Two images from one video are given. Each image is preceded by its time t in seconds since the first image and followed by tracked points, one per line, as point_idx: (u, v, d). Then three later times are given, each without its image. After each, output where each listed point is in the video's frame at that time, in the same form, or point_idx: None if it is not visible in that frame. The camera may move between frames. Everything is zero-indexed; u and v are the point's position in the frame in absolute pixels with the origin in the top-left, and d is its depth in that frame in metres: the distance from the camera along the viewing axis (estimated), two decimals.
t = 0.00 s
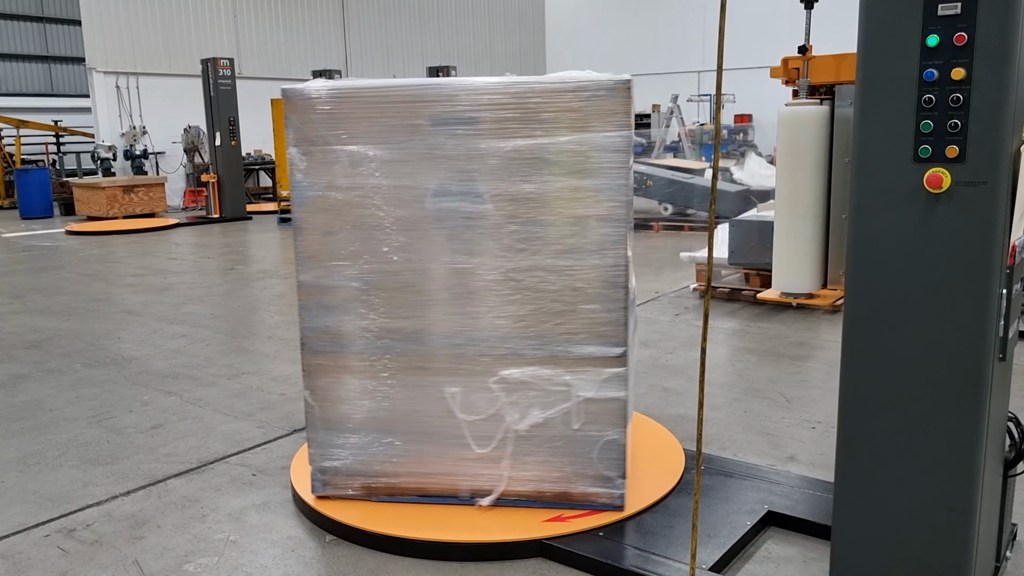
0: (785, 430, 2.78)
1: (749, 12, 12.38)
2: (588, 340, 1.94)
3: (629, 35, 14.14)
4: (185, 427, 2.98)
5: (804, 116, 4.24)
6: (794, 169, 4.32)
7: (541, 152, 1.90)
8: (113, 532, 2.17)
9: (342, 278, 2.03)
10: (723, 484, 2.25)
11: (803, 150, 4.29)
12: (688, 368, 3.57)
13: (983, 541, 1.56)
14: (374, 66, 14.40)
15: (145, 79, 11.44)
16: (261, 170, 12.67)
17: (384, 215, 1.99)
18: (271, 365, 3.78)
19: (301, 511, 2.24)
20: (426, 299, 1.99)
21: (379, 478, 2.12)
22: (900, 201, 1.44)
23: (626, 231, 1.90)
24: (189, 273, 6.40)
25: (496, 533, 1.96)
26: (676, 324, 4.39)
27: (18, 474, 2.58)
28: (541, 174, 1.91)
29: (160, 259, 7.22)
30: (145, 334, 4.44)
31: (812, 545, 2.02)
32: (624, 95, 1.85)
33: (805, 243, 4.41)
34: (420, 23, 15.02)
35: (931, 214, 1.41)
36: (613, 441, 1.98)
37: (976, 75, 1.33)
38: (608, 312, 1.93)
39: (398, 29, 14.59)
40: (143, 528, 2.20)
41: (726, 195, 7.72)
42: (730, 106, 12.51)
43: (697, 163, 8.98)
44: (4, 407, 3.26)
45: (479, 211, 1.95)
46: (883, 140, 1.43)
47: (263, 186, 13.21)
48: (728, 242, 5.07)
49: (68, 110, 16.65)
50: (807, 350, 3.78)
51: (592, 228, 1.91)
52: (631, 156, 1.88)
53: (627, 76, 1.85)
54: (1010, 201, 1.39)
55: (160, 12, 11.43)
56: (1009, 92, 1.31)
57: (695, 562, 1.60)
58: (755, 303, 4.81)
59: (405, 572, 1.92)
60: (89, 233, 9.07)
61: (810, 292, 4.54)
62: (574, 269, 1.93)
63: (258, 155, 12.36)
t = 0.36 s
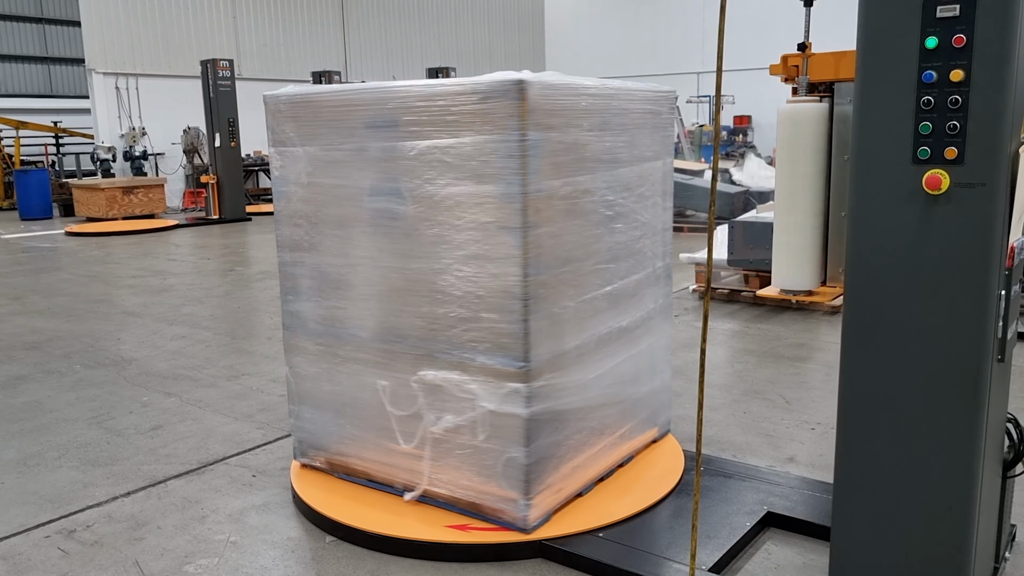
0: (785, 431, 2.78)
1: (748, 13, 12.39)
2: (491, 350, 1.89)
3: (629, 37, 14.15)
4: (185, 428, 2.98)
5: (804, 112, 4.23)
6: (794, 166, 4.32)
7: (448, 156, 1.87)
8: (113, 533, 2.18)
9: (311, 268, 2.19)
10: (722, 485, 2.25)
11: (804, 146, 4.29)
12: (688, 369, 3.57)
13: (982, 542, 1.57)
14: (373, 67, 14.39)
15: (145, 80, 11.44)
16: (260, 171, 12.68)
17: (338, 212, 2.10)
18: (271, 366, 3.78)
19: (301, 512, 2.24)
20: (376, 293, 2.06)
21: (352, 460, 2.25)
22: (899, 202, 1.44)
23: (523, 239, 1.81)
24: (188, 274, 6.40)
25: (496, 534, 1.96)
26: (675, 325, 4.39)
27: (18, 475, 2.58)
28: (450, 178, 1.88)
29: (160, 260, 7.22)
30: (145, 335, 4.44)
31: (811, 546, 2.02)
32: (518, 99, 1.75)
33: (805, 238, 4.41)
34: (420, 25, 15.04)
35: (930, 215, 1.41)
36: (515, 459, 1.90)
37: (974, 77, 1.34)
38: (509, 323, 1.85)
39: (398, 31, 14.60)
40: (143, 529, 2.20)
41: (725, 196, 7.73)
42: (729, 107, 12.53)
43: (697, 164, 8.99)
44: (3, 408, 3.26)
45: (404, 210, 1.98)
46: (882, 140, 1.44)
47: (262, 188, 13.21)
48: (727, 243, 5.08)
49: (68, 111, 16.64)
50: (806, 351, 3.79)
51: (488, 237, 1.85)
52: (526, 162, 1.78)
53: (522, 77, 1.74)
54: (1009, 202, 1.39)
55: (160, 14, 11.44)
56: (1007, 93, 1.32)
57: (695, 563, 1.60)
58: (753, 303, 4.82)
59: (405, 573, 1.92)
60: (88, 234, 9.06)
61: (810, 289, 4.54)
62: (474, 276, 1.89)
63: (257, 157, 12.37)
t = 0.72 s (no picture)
0: (785, 432, 2.79)
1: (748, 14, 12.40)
2: (390, 349, 1.94)
3: (629, 38, 14.16)
4: (185, 429, 2.98)
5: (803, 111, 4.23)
6: (794, 164, 4.33)
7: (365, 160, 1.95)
8: (113, 534, 2.18)
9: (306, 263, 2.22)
10: (722, 486, 2.25)
11: (803, 144, 4.30)
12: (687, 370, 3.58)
13: (982, 542, 1.57)
14: (373, 68, 14.40)
15: (145, 81, 11.45)
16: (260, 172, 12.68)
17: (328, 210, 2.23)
18: (271, 367, 3.78)
19: (301, 514, 2.24)
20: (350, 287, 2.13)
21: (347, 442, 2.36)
22: (898, 203, 1.44)
23: (402, 241, 1.83)
24: (188, 276, 6.40)
25: (497, 535, 1.96)
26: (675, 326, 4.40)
27: (18, 476, 2.58)
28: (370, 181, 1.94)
29: (160, 261, 7.22)
30: (145, 336, 4.44)
31: (812, 547, 2.02)
32: (394, 104, 1.78)
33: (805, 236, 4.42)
34: (420, 26, 15.05)
35: (930, 216, 1.41)
36: (403, 457, 1.93)
37: (974, 79, 1.34)
38: (396, 323, 1.88)
39: (398, 32, 14.61)
40: (143, 530, 2.20)
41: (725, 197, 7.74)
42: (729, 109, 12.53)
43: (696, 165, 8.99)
44: (3, 409, 3.26)
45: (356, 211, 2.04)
46: (882, 142, 1.44)
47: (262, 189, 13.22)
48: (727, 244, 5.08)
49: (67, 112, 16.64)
50: (806, 352, 3.79)
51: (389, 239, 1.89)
52: (402, 166, 1.79)
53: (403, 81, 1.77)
54: (1008, 203, 1.39)
55: (160, 15, 11.44)
56: (1006, 95, 1.32)
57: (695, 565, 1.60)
58: (752, 304, 4.82)
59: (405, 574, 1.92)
60: (88, 235, 9.07)
61: (808, 287, 4.57)
62: (383, 273, 1.93)
63: (257, 158, 12.38)
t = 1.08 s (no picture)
0: (784, 433, 2.79)
1: (747, 15, 12.41)
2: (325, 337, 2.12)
3: (628, 39, 14.16)
4: (185, 430, 2.98)
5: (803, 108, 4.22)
6: (793, 160, 4.31)
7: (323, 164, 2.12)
8: (111, 536, 2.17)
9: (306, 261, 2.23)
10: (721, 487, 2.25)
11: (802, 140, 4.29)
12: (687, 371, 3.58)
13: (981, 544, 1.56)
14: (372, 70, 14.40)
15: (144, 82, 11.44)
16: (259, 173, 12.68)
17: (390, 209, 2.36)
18: (271, 368, 3.79)
19: (301, 514, 2.24)
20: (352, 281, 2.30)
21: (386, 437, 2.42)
22: (897, 205, 1.44)
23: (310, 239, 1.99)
24: (187, 277, 6.40)
25: (497, 536, 1.96)
26: (675, 327, 4.40)
27: (18, 477, 2.58)
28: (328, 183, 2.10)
29: (160, 262, 7.22)
30: (145, 337, 4.44)
31: (811, 548, 2.02)
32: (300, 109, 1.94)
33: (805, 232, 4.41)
34: (419, 27, 15.05)
35: (928, 217, 1.42)
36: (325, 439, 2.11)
37: (972, 81, 1.34)
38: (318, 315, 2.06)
39: (397, 32, 14.61)
40: (142, 531, 2.20)
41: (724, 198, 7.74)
42: (728, 110, 12.54)
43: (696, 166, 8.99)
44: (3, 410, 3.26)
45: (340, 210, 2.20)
46: (880, 144, 1.44)
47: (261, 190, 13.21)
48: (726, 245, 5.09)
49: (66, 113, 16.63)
50: (805, 353, 3.79)
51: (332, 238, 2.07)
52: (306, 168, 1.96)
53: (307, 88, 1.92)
54: (1007, 205, 1.39)
55: (160, 15, 11.44)
56: (1004, 97, 1.32)
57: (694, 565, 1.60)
58: (751, 305, 4.83)
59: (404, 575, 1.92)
60: (87, 236, 9.06)
61: (807, 283, 4.57)
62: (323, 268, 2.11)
63: (257, 159, 12.38)
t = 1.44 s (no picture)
0: (783, 434, 2.79)
1: (746, 16, 12.42)
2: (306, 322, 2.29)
3: (628, 40, 14.17)
4: (184, 432, 2.98)
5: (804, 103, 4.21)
6: (794, 154, 4.30)
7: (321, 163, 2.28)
8: (111, 537, 2.17)
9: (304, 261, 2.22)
10: (721, 488, 2.25)
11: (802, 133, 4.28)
12: (687, 373, 3.58)
13: (981, 546, 1.56)
14: (372, 71, 14.41)
15: (144, 83, 11.44)
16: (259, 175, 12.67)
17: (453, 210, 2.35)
18: (270, 369, 3.79)
19: (300, 516, 2.24)
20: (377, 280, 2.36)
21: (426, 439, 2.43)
22: (897, 206, 1.45)
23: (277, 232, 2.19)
24: (186, 278, 6.39)
25: (496, 538, 1.96)
26: (674, 328, 4.40)
27: (17, 478, 2.58)
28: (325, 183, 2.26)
29: (159, 263, 7.22)
30: (144, 338, 4.44)
31: (811, 550, 2.02)
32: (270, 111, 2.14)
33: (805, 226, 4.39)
34: (418, 28, 15.06)
35: (927, 219, 1.42)
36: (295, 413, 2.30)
37: (971, 82, 1.34)
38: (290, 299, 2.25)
39: (397, 33, 14.62)
40: (142, 532, 2.20)
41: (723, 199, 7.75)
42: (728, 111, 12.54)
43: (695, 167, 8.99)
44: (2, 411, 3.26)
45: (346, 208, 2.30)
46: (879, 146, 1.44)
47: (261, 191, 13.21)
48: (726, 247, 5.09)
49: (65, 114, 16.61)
50: (805, 354, 3.79)
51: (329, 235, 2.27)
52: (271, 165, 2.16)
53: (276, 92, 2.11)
54: (1007, 206, 1.40)
55: (160, 16, 11.44)
56: (1002, 98, 1.33)
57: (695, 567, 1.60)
58: (751, 306, 4.83)
59: None
60: (86, 237, 9.06)
61: (807, 280, 4.55)
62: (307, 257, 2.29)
63: (256, 160, 12.38)
